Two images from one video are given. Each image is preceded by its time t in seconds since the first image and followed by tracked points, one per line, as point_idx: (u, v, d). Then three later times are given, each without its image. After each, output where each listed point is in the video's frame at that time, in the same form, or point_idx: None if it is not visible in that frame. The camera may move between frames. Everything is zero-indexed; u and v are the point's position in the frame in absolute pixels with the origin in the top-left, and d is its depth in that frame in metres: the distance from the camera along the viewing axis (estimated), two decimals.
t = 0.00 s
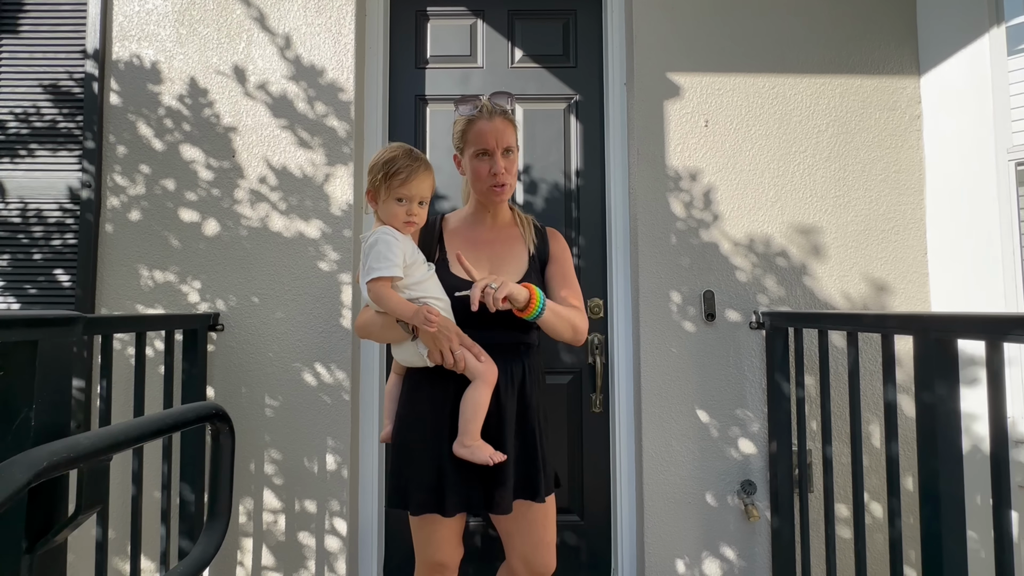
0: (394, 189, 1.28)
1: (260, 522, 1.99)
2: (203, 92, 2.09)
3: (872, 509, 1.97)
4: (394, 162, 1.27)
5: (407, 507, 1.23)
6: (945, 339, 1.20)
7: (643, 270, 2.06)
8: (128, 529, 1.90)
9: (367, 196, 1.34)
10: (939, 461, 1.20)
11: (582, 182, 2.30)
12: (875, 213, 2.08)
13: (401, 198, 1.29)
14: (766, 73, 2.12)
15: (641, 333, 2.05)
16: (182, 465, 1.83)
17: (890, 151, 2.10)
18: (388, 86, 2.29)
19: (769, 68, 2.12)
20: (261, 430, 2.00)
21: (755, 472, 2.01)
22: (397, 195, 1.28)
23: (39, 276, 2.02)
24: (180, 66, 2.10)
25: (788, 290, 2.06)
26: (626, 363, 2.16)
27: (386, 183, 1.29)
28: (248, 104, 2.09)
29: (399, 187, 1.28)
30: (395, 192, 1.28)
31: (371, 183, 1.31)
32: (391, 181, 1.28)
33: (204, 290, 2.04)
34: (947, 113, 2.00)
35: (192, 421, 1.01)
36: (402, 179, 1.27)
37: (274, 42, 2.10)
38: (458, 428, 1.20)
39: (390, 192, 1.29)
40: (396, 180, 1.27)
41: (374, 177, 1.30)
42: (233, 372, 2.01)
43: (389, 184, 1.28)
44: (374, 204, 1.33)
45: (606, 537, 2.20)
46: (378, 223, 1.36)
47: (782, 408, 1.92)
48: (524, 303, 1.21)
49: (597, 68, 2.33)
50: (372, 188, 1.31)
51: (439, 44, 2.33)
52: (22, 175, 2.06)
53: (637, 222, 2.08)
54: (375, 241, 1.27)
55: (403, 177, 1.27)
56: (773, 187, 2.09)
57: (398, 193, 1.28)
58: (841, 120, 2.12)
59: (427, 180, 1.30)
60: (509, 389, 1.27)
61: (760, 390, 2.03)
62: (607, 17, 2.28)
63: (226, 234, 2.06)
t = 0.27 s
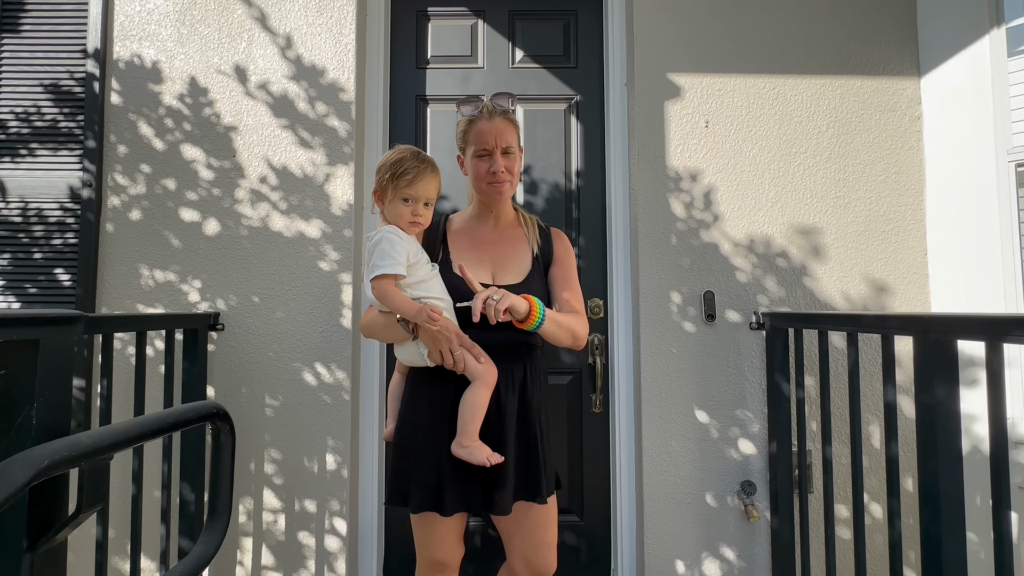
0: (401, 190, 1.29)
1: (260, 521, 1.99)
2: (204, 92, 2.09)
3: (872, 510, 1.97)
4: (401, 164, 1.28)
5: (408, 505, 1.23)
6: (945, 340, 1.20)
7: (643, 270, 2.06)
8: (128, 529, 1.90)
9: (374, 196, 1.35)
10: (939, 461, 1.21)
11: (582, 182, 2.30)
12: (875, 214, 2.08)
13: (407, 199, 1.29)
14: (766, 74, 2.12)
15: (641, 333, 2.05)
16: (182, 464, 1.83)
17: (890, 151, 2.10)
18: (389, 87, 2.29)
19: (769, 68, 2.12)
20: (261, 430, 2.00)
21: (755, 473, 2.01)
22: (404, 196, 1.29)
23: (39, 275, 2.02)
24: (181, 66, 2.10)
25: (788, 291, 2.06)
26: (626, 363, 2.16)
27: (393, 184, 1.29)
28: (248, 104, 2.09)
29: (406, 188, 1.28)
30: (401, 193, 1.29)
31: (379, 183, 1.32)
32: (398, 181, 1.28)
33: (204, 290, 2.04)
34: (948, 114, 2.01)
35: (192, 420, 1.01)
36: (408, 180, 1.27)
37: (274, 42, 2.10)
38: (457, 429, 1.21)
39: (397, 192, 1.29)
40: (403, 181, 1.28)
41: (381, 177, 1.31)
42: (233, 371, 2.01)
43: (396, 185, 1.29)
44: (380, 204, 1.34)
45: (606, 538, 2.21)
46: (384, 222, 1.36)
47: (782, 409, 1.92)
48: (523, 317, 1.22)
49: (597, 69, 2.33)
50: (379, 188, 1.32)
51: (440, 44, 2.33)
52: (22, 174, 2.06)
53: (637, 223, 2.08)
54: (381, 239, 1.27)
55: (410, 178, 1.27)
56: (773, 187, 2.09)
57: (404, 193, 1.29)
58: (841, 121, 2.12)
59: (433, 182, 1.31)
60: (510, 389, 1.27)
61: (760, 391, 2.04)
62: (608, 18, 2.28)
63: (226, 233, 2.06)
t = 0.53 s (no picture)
0: (404, 189, 1.29)
1: (260, 521, 1.99)
2: (204, 92, 2.10)
3: (872, 511, 1.97)
4: (405, 164, 1.28)
5: (409, 504, 1.24)
6: (944, 341, 1.20)
7: (643, 271, 2.07)
8: (128, 528, 1.90)
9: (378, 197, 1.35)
10: (938, 461, 1.21)
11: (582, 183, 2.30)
12: (875, 215, 2.09)
13: (410, 198, 1.30)
14: (766, 75, 2.12)
15: (641, 333, 2.05)
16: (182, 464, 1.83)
17: (890, 152, 2.11)
18: (389, 88, 2.30)
19: (769, 70, 2.13)
20: (261, 430, 2.00)
21: (755, 473, 2.01)
22: (407, 195, 1.29)
23: (40, 275, 2.03)
24: (182, 66, 2.10)
25: (788, 292, 2.06)
26: (626, 363, 2.16)
27: (396, 183, 1.30)
28: (249, 104, 2.09)
29: (409, 187, 1.29)
30: (404, 192, 1.29)
31: (382, 183, 1.32)
32: (401, 181, 1.29)
33: (204, 290, 2.04)
34: (947, 115, 2.01)
35: (192, 419, 1.02)
36: (411, 180, 1.28)
37: (275, 43, 2.10)
38: (459, 428, 1.21)
39: (399, 192, 1.30)
40: (406, 180, 1.28)
41: (384, 177, 1.32)
42: (233, 371, 2.01)
43: (399, 185, 1.29)
44: (383, 204, 1.34)
45: (606, 538, 2.21)
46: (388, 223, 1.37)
47: (781, 409, 1.92)
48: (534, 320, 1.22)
49: (597, 70, 2.33)
50: (382, 188, 1.33)
51: (440, 45, 2.34)
52: (23, 174, 2.06)
53: (637, 223, 2.08)
54: (383, 239, 1.27)
55: (413, 177, 1.28)
56: (773, 188, 2.10)
57: (407, 192, 1.29)
58: (840, 122, 2.12)
59: (436, 182, 1.32)
60: (511, 389, 1.27)
61: (759, 391, 2.04)
62: (608, 19, 2.28)
63: (226, 233, 2.06)
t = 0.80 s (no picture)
0: (406, 189, 1.30)
1: (260, 521, 2.00)
2: (205, 93, 2.10)
3: (871, 511, 1.97)
4: (407, 165, 1.29)
5: (411, 504, 1.24)
6: (943, 341, 1.21)
7: (643, 272, 2.07)
8: (128, 528, 1.90)
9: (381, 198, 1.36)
10: (937, 461, 1.21)
11: (582, 184, 2.31)
12: (874, 216, 2.09)
13: (412, 199, 1.31)
14: (765, 76, 2.13)
15: (641, 334, 2.05)
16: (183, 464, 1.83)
17: (889, 154, 2.11)
18: (390, 89, 2.30)
19: (768, 71, 2.13)
20: (262, 430, 2.00)
21: (754, 474, 2.02)
22: (409, 195, 1.30)
23: (41, 275, 2.03)
24: (184, 67, 2.11)
25: (787, 293, 2.07)
26: (626, 364, 2.17)
27: (398, 184, 1.31)
28: (250, 105, 2.10)
29: (411, 187, 1.30)
30: (406, 193, 1.30)
31: (385, 184, 1.33)
32: (403, 181, 1.30)
33: (205, 290, 2.05)
34: (946, 117, 2.02)
35: (193, 419, 1.02)
36: (413, 180, 1.29)
37: (276, 44, 2.11)
38: (462, 428, 1.21)
39: (402, 192, 1.31)
40: (408, 180, 1.29)
41: (387, 179, 1.33)
42: (234, 372, 2.01)
43: (402, 185, 1.30)
44: (386, 204, 1.35)
45: (606, 539, 2.21)
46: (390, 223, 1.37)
47: (781, 410, 1.92)
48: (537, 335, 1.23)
49: (597, 71, 2.34)
50: (385, 189, 1.33)
51: (441, 46, 2.34)
52: (24, 175, 2.07)
53: (636, 224, 2.09)
54: (385, 239, 1.28)
55: (415, 177, 1.29)
56: (773, 189, 2.10)
57: (410, 193, 1.30)
58: (840, 123, 2.13)
59: (438, 182, 1.32)
60: (514, 389, 1.27)
61: (759, 392, 2.04)
62: (608, 21, 2.29)
63: (227, 234, 2.07)
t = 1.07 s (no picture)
0: (408, 190, 1.31)
1: (262, 522, 2.00)
2: (208, 95, 2.11)
3: (871, 512, 1.97)
4: (409, 166, 1.30)
5: (415, 504, 1.24)
6: (941, 343, 1.21)
7: (644, 273, 2.08)
8: (130, 529, 1.91)
9: (384, 199, 1.37)
10: (937, 463, 1.22)
11: (583, 186, 2.31)
12: (874, 218, 2.10)
13: (414, 200, 1.31)
14: (765, 79, 2.14)
15: (641, 336, 2.06)
16: (185, 464, 1.84)
17: (889, 156, 2.12)
18: (391, 91, 2.31)
19: (768, 74, 2.14)
20: (263, 431, 2.01)
21: (754, 475, 2.02)
22: (412, 196, 1.31)
23: (44, 276, 2.04)
24: (186, 70, 2.12)
25: (787, 294, 2.07)
26: (626, 365, 2.17)
27: (401, 185, 1.32)
28: (252, 107, 2.11)
29: (414, 188, 1.31)
30: (409, 194, 1.31)
31: (388, 185, 1.34)
32: (405, 182, 1.31)
33: (207, 292, 2.05)
34: (945, 119, 2.03)
35: (197, 420, 1.03)
36: (416, 181, 1.30)
37: (278, 47, 2.12)
38: (466, 428, 1.21)
39: (405, 193, 1.31)
40: (411, 181, 1.30)
41: (390, 180, 1.33)
42: (236, 373, 2.02)
43: (404, 186, 1.31)
44: (388, 205, 1.36)
45: (606, 541, 2.21)
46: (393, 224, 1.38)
47: (781, 412, 1.93)
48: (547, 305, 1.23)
49: (598, 74, 2.35)
50: (388, 191, 1.34)
51: (442, 49, 2.35)
52: (27, 176, 2.08)
53: (637, 226, 2.10)
54: (387, 239, 1.29)
55: (418, 178, 1.30)
56: (772, 191, 2.11)
57: (412, 194, 1.31)
58: (839, 126, 2.13)
59: (441, 184, 1.33)
60: (518, 390, 1.28)
61: (758, 394, 2.04)
62: (609, 23, 2.30)
63: (229, 235, 2.07)
